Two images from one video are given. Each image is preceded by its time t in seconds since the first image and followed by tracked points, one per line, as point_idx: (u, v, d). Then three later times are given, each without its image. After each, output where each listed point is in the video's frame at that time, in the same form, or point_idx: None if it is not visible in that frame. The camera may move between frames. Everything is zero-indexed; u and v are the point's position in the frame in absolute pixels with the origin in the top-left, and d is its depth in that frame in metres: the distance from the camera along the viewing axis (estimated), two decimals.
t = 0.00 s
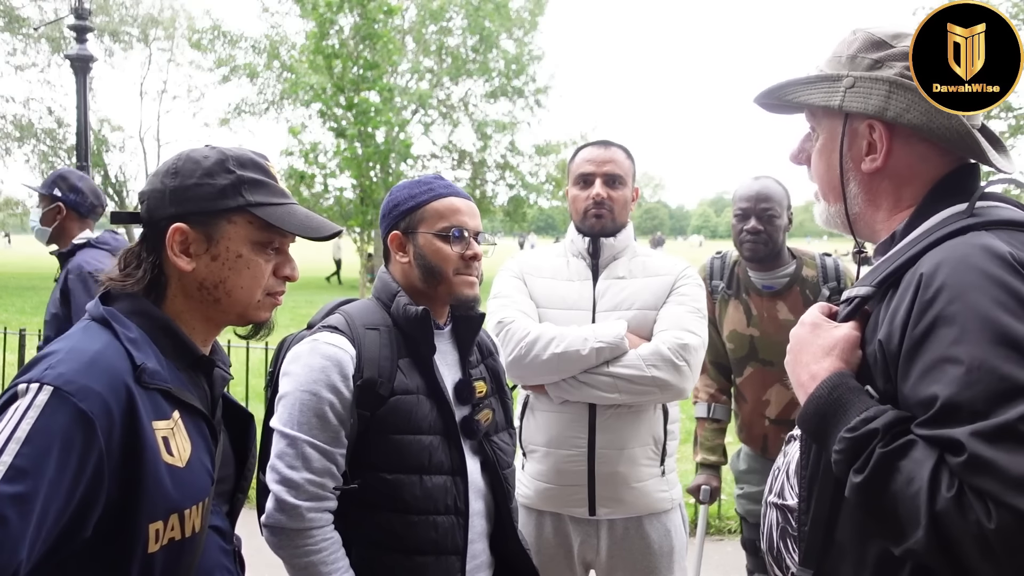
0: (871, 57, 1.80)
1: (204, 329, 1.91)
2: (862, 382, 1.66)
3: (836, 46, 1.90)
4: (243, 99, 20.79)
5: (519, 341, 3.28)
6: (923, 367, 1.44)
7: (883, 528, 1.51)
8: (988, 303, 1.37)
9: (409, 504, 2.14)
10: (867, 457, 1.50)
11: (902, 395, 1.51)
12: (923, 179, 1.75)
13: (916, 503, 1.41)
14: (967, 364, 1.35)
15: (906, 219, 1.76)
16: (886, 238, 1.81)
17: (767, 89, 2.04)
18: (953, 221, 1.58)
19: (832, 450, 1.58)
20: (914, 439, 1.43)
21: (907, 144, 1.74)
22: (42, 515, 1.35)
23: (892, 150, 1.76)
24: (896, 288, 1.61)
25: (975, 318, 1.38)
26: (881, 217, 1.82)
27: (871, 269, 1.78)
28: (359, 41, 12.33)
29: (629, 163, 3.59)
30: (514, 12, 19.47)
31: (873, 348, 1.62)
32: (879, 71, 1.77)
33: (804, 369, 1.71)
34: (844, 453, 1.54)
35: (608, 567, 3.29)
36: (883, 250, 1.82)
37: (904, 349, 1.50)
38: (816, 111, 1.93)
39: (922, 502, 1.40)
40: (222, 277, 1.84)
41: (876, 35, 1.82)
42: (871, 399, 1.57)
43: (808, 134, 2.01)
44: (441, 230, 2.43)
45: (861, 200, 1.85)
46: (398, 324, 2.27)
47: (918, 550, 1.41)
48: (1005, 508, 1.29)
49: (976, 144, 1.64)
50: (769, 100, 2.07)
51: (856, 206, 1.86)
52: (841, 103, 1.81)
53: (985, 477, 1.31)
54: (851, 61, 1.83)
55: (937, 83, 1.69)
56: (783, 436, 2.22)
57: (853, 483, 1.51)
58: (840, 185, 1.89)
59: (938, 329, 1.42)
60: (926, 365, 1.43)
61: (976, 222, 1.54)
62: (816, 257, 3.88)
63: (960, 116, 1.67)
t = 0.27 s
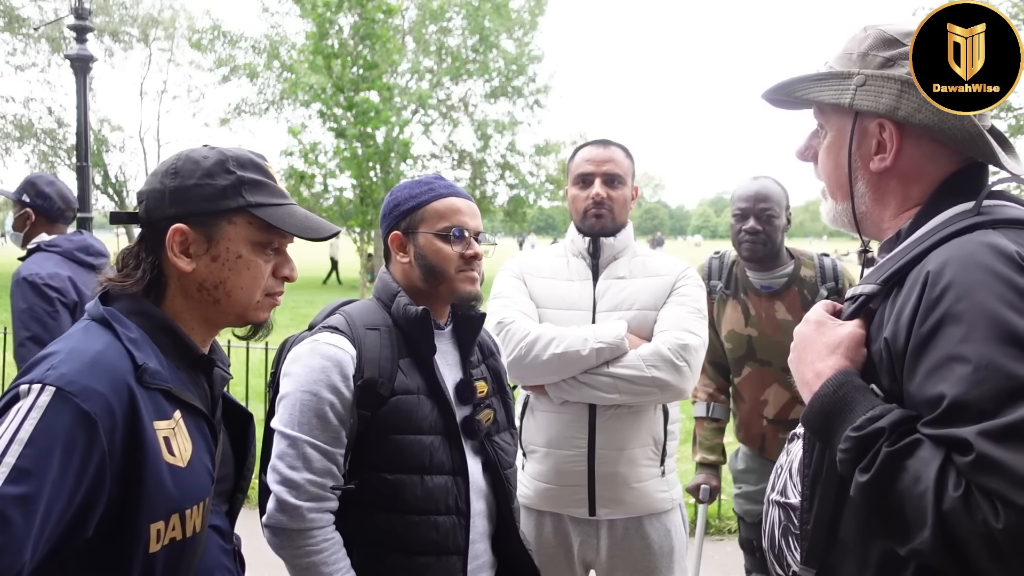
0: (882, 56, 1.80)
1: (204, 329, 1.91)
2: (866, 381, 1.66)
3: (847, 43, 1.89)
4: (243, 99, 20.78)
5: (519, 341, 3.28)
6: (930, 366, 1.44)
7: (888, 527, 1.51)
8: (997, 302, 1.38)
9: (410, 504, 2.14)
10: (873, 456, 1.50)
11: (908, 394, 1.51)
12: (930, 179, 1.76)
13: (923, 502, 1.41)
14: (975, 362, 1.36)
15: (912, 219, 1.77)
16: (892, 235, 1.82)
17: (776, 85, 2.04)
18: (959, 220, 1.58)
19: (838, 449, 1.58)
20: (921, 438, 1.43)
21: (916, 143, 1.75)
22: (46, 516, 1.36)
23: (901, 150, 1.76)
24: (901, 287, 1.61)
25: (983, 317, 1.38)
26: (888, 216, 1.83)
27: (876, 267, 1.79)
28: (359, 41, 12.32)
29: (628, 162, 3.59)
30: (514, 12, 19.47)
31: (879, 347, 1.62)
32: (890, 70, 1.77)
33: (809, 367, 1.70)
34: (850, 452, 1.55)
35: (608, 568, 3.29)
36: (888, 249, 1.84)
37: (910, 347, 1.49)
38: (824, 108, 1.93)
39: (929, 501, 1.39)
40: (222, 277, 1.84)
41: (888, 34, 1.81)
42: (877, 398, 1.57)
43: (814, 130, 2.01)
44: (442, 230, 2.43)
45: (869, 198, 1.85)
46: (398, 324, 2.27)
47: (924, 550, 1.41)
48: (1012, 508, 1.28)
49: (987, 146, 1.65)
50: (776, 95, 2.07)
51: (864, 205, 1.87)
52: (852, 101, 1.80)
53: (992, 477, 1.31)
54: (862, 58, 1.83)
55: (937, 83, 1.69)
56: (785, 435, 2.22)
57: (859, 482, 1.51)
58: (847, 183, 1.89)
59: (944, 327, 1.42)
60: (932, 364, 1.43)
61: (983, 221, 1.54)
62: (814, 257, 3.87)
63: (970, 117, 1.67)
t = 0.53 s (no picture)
0: (888, 55, 1.80)
1: (205, 331, 1.91)
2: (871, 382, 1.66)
3: (850, 40, 1.90)
4: (243, 99, 20.77)
5: (519, 341, 3.28)
6: (940, 368, 1.43)
7: (893, 531, 1.51)
8: (1006, 305, 1.38)
9: (412, 504, 2.14)
10: (879, 460, 1.50)
11: (915, 397, 1.52)
12: (934, 179, 1.76)
13: (931, 507, 1.40)
14: (984, 367, 1.36)
15: (916, 219, 1.78)
16: (898, 234, 1.82)
17: (780, 80, 2.04)
18: (968, 221, 1.58)
19: (843, 451, 1.58)
20: (929, 442, 1.43)
21: (921, 143, 1.75)
22: (49, 515, 1.35)
23: (906, 149, 1.76)
24: (908, 288, 1.62)
25: (992, 319, 1.38)
26: (891, 216, 1.84)
27: (880, 267, 1.79)
28: (359, 41, 12.32)
29: (628, 162, 3.58)
30: (514, 12, 19.48)
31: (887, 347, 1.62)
32: (895, 68, 1.77)
33: (815, 367, 1.70)
34: (856, 455, 1.54)
35: (609, 568, 3.29)
36: (893, 249, 1.85)
37: (919, 350, 1.50)
38: (828, 106, 1.93)
39: (937, 506, 1.39)
40: (225, 279, 1.84)
41: (893, 32, 1.82)
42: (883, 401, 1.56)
43: (817, 125, 2.01)
44: (444, 231, 2.43)
45: (872, 198, 1.86)
46: (400, 324, 2.27)
47: (932, 554, 1.41)
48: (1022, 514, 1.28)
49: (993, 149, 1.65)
50: (778, 90, 2.06)
51: (867, 204, 1.87)
52: (858, 100, 1.80)
53: (1000, 483, 1.31)
54: (868, 56, 1.83)
55: (937, 83, 1.69)
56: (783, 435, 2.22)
57: (865, 486, 1.51)
58: (851, 183, 1.89)
59: (954, 331, 1.42)
60: (943, 367, 1.43)
61: (991, 222, 1.54)
62: (812, 257, 3.87)
63: (973, 117, 1.67)
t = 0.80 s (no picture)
0: (878, 54, 1.82)
1: (205, 332, 1.90)
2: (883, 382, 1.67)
3: (836, 49, 1.92)
4: (243, 99, 20.77)
5: (519, 341, 3.28)
6: (952, 369, 1.44)
7: (913, 534, 1.49)
8: (1018, 305, 1.40)
9: (413, 504, 2.14)
10: (902, 460, 1.48)
11: (926, 397, 1.52)
12: (938, 172, 1.75)
13: (958, 508, 1.40)
14: (1003, 366, 1.37)
15: (923, 215, 1.77)
16: (900, 237, 1.81)
17: (769, 92, 2.03)
18: (972, 222, 1.60)
19: (860, 453, 1.56)
20: (951, 442, 1.42)
21: (924, 137, 1.75)
22: (47, 515, 1.35)
23: (909, 145, 1.76)
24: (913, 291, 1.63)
25: (1003, 319, 1.40)
26: (896, 215, 1.83)
27: (884, 267, 1.79)
28: (359, 41, 12.32)
29: (623, 159, 3.55)
30: (514, 12, 19.48)
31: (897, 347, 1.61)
32: (888, 66, 1.78)
33: (824, 368, 1.69)
34: (877, 456, 1.52)
35: (609, 568, 3.29)
36: (897, 250, 1.83)
37: (929, 351, 1.50)
38: (822, 112, 1.92)
39: (966, 507, 1.38)
40: (226, 280, 1.84)
41: (880, 34, 1.85)
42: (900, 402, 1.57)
43: (810, 138, 2.01)
44: (444, 230, 2.43)
45: (875, 199, 1.85)
46: (401, 324, 2.27)
47: (958, 556, 1.40)
48: None
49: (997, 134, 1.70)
50: (768, 104, 2.06)
51: (871, 206, 1.86)
52: (854, 99, 1.79)
53: None
54: (858, 59, 1.85)
55: (937, 83, 1.70)
56: (786, 438, 2.23)
57: (887, 488, 1.49)
58: (853, 185, 1.88)
59: (966, 331, 1.43)
60: (955, 368, 1.44)
61: (997, 222, 1.55)
62: (812, 257, 3.86)
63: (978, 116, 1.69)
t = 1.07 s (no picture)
0: (877, 55, 1.82)
1: (206, 332, 1.90)
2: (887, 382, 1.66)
3: (834, 51, 1.93)
4: (243, 99, 20.77)
5: (519, 340, 3.28)
6: (956, 369, 1.44)
7: (917, 534, 1.49)
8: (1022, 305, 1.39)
9: (413, 504, 2.13)
10: (906, 460, 1.48)
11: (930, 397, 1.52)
12: (941, 172, 1.75)
13: (961, 507, 1.39)
14: (1007, 367, 1.37)
15: (926, 216, 1.77)
16: (903, 238, 1.80)
17: (772, 96, 2.04)
18: (974, 222, 1.60)
19: (864, 452, 1.56)
20: (955, 441, 1.42)
21: (925, 137, 1.74)
22: (46, 515, 1.35)
23: (911, 145, 1.76)
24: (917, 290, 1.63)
25: (1008, 319, 1.40)
26: (898, 216, 1.82)
27: (887, 268, 1.79)
28: (358, 41, 12.31)
29: (619, 158, 3.53)
30: (514, 12, 19.48)
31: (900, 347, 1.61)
32: (888, 66, 1.78)
33: (829, 368, 1.68)
34: (880, 455, 1.52)
35: (609, 568, 3.28)
36: (899, 251, 1.83)
37: (933, 351, 1.50)
38: (823, 115, 1.93)
39: (970, 507, 1.38)
40: (225, 279, 1.84)
41: (876, 35, 1.85)
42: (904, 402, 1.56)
43: (812, 142, 2.01)
44: (444, 230, 2.43)
45: (878, 199, 1.84)
46: (401, 324, 2.26)
47: (962, 556, 1.40)
48: None
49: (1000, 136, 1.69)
50: (771, 108, 2.07)
51: (874, 207, 1.86)
52: (854, 102, 1.79)
53: None
54: (856, 59, 1.85)
55: (937, 83, 1.70)
56: (789, 438, 2.23)
57: (890, 487, 1.49)
58: (856, 186, 1.88)
59: (970, 331, 1.43)
60: (959, 369, 1.44)
61: (999, 222, 1.56)
62: (811, 257, 3.85)
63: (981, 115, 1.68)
